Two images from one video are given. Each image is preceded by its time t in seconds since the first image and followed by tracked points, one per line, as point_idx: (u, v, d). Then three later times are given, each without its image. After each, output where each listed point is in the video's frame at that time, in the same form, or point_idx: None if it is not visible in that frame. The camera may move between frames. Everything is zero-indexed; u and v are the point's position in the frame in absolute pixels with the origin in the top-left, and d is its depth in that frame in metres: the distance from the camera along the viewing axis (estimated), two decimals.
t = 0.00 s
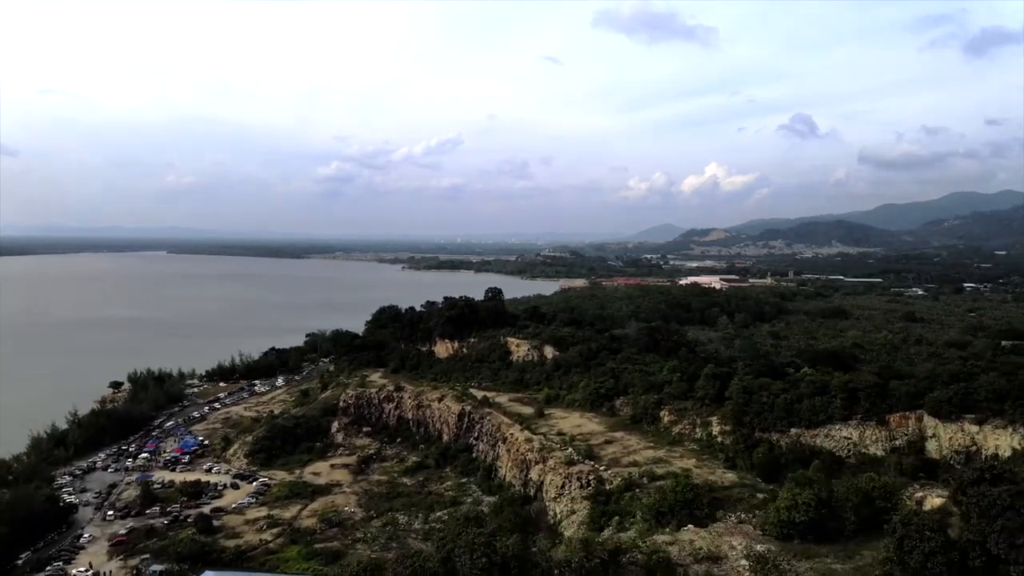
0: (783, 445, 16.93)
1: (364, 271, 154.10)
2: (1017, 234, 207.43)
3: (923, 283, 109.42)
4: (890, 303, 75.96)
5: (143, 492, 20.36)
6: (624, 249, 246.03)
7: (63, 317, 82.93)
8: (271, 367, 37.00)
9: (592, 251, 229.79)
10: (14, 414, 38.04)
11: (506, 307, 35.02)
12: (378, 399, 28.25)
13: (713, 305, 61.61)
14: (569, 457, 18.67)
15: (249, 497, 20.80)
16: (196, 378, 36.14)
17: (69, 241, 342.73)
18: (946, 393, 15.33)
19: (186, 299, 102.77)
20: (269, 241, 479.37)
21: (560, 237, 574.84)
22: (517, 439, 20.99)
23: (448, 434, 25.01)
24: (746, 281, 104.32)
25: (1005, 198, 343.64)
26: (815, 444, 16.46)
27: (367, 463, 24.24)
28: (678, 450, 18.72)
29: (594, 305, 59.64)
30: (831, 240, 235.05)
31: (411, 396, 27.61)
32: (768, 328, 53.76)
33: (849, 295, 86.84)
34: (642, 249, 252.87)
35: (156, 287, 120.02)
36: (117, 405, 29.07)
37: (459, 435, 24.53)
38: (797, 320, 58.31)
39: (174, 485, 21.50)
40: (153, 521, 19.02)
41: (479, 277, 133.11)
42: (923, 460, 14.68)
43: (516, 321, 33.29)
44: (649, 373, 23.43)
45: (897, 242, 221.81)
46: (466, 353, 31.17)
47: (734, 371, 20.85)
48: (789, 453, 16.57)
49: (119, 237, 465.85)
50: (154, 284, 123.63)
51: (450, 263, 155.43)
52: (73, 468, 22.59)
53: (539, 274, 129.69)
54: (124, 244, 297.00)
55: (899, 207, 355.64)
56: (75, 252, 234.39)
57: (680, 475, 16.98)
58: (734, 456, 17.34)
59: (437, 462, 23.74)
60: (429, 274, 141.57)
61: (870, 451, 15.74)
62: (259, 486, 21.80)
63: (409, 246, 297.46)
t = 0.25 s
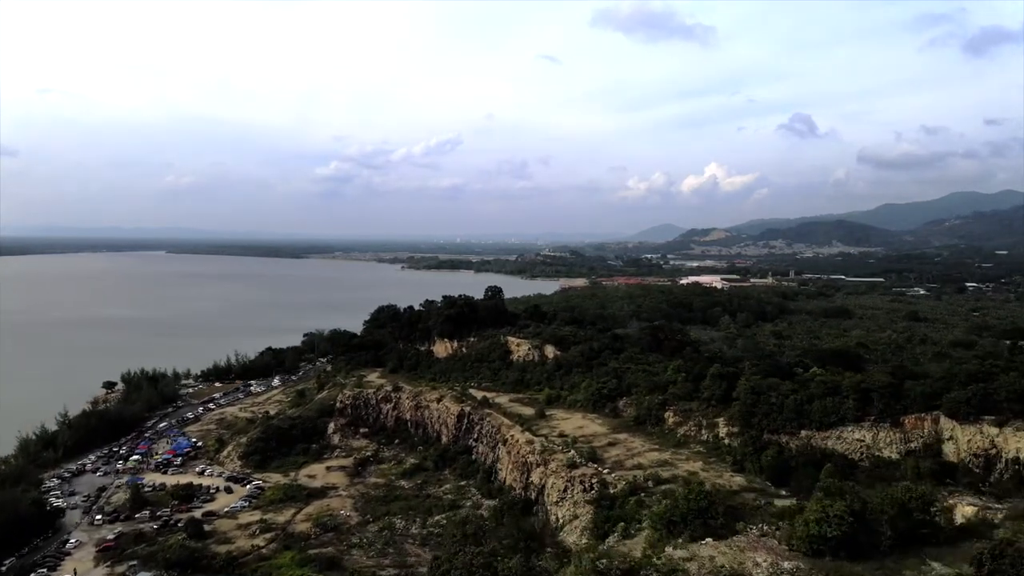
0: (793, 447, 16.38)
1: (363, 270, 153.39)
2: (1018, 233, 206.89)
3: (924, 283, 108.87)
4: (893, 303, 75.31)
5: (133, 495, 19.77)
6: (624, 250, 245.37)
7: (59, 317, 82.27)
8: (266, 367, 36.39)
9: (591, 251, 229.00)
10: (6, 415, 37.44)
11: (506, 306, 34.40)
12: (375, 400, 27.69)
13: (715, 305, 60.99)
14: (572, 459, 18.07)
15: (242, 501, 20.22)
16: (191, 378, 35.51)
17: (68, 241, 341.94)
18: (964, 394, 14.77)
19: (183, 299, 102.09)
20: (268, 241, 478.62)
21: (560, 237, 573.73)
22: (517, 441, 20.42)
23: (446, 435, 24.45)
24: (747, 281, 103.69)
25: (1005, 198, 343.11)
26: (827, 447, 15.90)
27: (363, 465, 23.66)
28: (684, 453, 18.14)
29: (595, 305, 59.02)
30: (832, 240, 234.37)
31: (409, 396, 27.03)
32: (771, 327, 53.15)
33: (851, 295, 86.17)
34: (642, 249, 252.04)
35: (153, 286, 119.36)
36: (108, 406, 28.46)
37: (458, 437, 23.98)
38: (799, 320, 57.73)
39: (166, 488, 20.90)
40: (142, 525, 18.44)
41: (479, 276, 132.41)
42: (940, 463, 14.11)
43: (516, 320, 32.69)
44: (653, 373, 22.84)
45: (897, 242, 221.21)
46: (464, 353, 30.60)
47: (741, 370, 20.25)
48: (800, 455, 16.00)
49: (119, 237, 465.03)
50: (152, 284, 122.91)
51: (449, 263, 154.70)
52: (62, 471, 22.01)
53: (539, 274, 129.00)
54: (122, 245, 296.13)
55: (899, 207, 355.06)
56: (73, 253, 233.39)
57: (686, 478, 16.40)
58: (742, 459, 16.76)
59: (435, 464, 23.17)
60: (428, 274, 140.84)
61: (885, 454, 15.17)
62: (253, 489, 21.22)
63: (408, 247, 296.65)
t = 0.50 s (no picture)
0: (803, 450, 15.82)
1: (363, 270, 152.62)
2: (1019, 233, 206.25)
3: (927, 283, 108.28)
4: (896, 302, 74.71)
5: (122, 499, 19.20)
6: (624, 249, 244.45)
7: (54, 316, 81.61)
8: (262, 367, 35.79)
9: (591, 251, 228.08)
10: None
11: (506, 305, 33.81)
12: (372, 401, 27.13)
13: (717, 304, 60.37)
14: (574, 462, 17.50)
15: (235, 504, 19.66)
16: (186, 379, 34.91)
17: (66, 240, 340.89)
18: (984, 394, 14.20)
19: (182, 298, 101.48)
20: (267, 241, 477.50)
21: (560, 238, 572.07)
22: (518, 443, 19.85)
23: (445, 437, 23.89)
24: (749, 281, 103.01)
25: (1005, 198, 342.51)
26: (839, 450, 15.36)
27: (360, 467, 23.10)
28: (690, 455, 17.59)
29: (596, 304, 58.38)
30: (832, 240, 233.62)
31: (407, 397, 26.46)
32: (774, 327, 52.53)
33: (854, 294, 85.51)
34: (642, 249, 251.36)
35: (151, 286, 118.75)
36: (100, 407, 27.88)
37: (457, 438, 23.42)
38: (802, 319, 57.13)
39: (157, 492, 20.33)
40: (131, 531, 17.87)
41: (479, 276, 131.72)
42: (960, 467, 13.53)
43: (516, 319, 32.11)
44: (657, 373, 22.25)
45: (898, 242, 220.62)
46: (464, 352, 30.03)
47: (748, 370, 19.68)
48: (811, 459, 15.44)
49: (118, 237, 464.40)
50: (151, 284, 122.32)
51: (449, 262, 153.94)
52: (50, 474, 21.44)
53: (539, 274, 128.31)
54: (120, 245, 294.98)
55: (900, 207, 354.41)
56: (70, 252, 232.13)
57: (693, 482, 15.83)
58: (751, 462, 16.20)
59: (434, 467, 22.61)
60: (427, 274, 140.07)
61: (900, 457, 14.61)
62: (246, 492, 20.65)
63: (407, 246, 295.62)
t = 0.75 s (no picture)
0: (814, 455, 15.26)
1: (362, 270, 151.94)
2: (1020, 233, 205.52)
3: (929, 283, 107.63)
4: (899, 302, 74.04)
5: (110, 505, 18.62)
6: (624, 249, 243.77)
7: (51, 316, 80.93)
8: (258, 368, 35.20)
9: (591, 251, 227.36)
10: None
11: (506, 305, 33.20)
12: (369, 403, 26.55)
13: (719, 304, 59.74)
14: (576, 467, 16.91)
15: (227, 510, 19.09)
16: (181, 380, 34.33)
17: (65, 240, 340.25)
18: (1005, 398, 13.62)
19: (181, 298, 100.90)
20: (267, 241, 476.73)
21: (560, 237, 571.42)
22: (518, 447, 19.27)
23: (444, 440, 23.32)
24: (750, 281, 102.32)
25: (1006, 198, 341.80)
26: (852, 455, 14.80)
27: (356, 471, 22.51)
28: (696, 460, 17.01)
29: (597, 304, 57.75)
30: (833, 240, 232.93)
31: (405, 399, 25.87)
32: (777, 327, 51.90)
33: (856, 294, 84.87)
34: (642, 248, 250.71)
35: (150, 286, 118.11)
36: (92, 409, 27.31)
37: (455, 442, 22.84)
38: (805, 319, 56.51)
39: (147, 497, 19.76)
40: (117, 538, 17.28)
41: (479, 276, 131.06)
42: (981, 475, 12.95)
43: (516, 319, 31.50)
44: (661, 376, 21.65)
45: (898, 242, 219.99)
46: (463, 353, 29.43)
47: (755, 372, 19.09)
48: (822, 465, 14.88)
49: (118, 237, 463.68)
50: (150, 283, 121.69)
51: (448, 262, 153.29)
52: (37, 479, 20.89)
53: (539, 274, 127.66)
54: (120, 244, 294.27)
55: (900, 207, 353.72)
56: (68, 252, 231.32)
57: (700, 489, 15.26)
58: (760, 468, 15.63)
59: (432, 471, 22.03)
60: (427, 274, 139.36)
61: (916, 463, 14.04)
62: (239, 497, 20.07)
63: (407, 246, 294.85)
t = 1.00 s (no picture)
0: (826, 464, 14.70)
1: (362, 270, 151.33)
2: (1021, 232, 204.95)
3: (930, 283, 107.12)
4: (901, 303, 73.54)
5: (97, 513, 18.04)
6: (624, 249, 243.09)
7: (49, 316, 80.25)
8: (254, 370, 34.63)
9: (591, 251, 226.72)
10: None
11: (506, 306, 32.62)
12: (366, 407, 25.98)
13: (720, 305, 59.17)
14: (578, 475, 16.34)
15: (218, 518, 18.51)
16: (175, 382, 33.75)
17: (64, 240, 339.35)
18: None
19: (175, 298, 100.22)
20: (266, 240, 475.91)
21: (560, 237, 570.98)
22: (519, 453, 18.70)
23: (442, 444, 22.75)
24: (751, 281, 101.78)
25: (1006, 198, 341.43)
26: (866, 464, 14.23)
27: (353, 478, 21.93)
28: (703, 468, 16.44)
29: (598, 305, 57.17)
30: (833, 239, 232.42)
31: (403, 403, 25.29)
32: (780, 328, 51.33)
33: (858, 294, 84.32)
34: (643, 248, 250.08)
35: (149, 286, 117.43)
36: (83, 412, 26.71)
37: (454, 447, 22.27)
38: (807, 320, 55.95)
39: (136, 505, 19.19)
40: (104, 549, 16.72)
41: (479, 276, 130.51)
42: (1004, 486, 12.38)
43: (517, 321, 30.93)
44: (665, 379, 21.07)
45: (899, 241, 219.46)
46: (462, 356, 28.86)
47: (763, 376, 18.51)
48: (835, 474, 14.33)
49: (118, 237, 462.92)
50: (145, 283, 120.88)
51: (448, 262, 152.69)
52: (24, 486, 20.32)
53: (539, 274, 127.08)
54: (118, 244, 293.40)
55: (900, 207, 353.20)
56: (66, 252, 230.49)
57: (708, 498, 14.68)
58: (770, 476, 15.06)
59: (430, 477, 21.46)
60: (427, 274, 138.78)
61: (933, 473, 13.46)
62: (231, 505, 19.50)
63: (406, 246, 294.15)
